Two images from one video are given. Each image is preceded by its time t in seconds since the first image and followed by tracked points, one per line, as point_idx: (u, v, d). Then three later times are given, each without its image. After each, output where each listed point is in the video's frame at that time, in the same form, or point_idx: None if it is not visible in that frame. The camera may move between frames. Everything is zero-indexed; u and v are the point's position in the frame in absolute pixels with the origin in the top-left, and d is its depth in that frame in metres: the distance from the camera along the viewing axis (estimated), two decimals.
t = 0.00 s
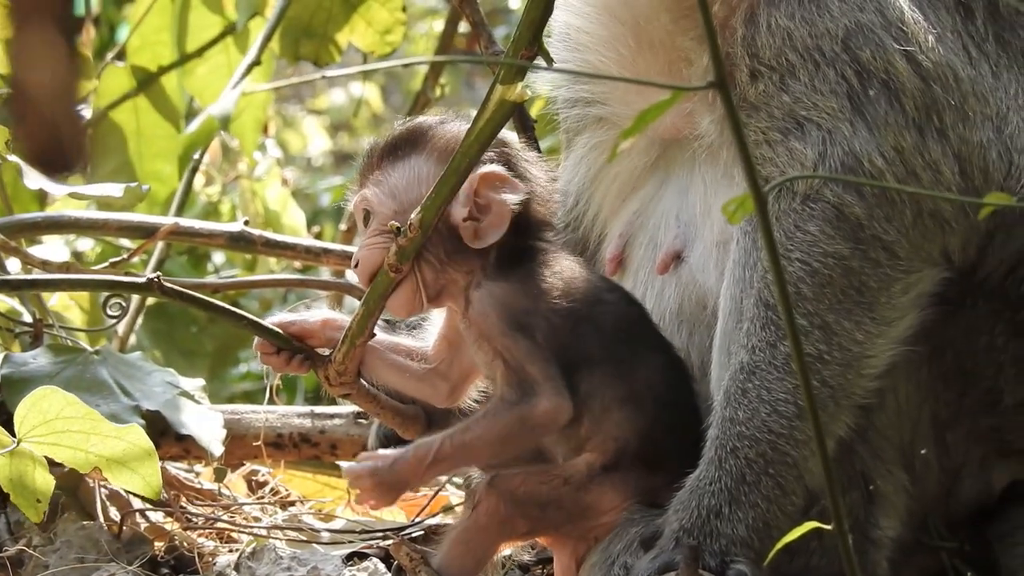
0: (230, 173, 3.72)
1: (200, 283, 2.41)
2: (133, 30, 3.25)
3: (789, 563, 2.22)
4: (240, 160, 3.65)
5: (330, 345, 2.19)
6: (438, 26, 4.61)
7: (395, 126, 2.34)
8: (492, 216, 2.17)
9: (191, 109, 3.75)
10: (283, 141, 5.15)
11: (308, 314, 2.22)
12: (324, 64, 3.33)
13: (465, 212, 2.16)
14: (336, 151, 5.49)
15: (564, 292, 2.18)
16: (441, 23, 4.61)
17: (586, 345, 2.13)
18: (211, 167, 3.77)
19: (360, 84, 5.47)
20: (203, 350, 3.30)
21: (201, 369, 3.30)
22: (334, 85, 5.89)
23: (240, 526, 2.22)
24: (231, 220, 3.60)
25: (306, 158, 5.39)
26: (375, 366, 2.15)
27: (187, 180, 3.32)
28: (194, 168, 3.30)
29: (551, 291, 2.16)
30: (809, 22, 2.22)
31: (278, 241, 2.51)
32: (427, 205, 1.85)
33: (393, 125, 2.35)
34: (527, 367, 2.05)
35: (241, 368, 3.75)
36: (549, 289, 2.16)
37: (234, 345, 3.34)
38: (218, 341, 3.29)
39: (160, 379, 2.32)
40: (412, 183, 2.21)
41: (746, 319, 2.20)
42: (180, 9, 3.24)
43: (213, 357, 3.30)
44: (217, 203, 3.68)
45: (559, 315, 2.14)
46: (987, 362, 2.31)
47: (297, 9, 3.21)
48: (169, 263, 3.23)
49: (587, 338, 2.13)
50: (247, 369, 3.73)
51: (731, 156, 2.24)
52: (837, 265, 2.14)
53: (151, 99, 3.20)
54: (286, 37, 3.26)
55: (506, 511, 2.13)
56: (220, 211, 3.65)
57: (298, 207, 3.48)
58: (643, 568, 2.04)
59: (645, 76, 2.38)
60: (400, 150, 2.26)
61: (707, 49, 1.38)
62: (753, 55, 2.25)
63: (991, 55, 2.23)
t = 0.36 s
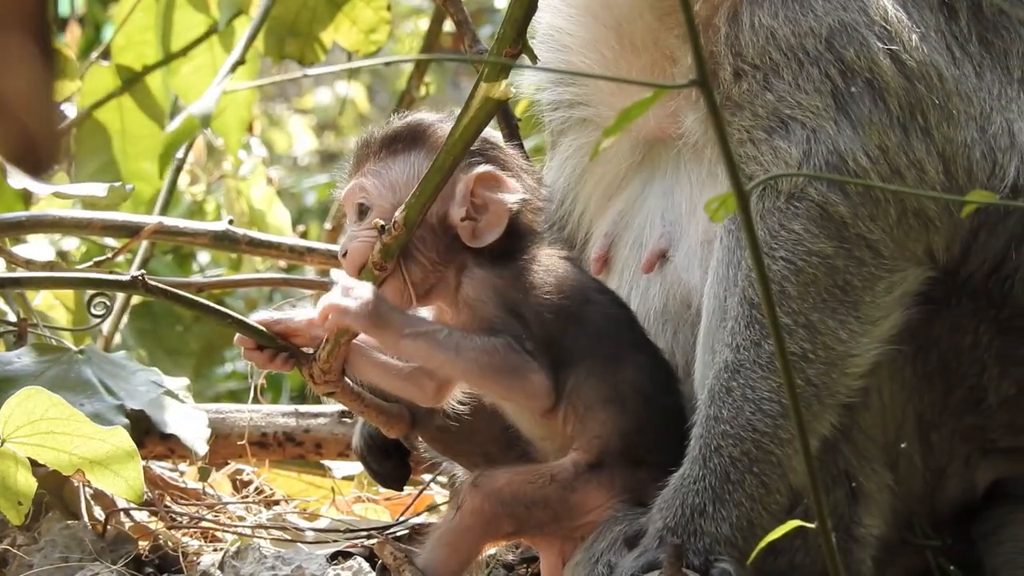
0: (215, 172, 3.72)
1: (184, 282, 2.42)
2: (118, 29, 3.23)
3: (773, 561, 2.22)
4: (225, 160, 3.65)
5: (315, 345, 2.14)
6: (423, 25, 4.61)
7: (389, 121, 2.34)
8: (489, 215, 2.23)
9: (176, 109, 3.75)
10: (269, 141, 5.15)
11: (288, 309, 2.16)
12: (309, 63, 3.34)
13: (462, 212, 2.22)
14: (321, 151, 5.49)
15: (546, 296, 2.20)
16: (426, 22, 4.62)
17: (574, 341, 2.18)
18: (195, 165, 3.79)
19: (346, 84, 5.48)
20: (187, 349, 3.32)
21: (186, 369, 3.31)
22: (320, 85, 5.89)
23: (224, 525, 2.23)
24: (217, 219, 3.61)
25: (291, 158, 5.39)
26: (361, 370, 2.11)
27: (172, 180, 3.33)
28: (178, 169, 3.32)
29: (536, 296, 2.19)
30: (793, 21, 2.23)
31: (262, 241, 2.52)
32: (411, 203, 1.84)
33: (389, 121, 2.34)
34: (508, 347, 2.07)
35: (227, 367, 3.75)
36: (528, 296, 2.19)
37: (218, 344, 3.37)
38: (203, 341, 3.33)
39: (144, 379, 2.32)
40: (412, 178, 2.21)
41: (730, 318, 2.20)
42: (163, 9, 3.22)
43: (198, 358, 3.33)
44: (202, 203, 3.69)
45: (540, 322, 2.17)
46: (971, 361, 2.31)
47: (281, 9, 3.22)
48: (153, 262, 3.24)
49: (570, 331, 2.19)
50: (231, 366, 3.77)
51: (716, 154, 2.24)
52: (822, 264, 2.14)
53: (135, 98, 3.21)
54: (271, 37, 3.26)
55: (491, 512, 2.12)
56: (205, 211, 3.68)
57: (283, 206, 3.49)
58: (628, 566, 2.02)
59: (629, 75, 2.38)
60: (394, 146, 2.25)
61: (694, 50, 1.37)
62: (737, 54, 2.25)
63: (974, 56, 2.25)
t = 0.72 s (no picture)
0: (206, 171, 3.72)
1: (177, 281, 2.40)
2: (110, 27, 3.23)
3: (765, 562, 2.22)
4: (216, 157, 3.65)
5: (310, 345, 2.18)
6: (414, 23, 4.61)
7: (370, 134, 2.33)
8: (482, 222, 2.22)
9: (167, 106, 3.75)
10: (257, 140, 5.14)
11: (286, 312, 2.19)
12: (300, 62, 3.33)
13: (456, 217, 2.20)
14: (311, 150, 5.50)
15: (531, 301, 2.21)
16: (416, 21, 4.61)
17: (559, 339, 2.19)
18: (186, 164, 3.77)
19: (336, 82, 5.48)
20: (177, 348, 3.32)
21: (176, 368, 3.31)
22: (309, 83, 5.89)
23: (215, 525, 2.23)
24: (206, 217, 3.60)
25: (281, 157, 5.39)
26: (354, 371, 2.11)
27: (164, 179, 3.29)
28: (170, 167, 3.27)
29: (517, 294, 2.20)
30: (784, 22, 2.22)
31: (254, 240, 2.51)
32: (407, 205, 1.84)
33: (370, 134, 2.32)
34: (499, 333, 2.08)
35: (217, 366, 3.75)
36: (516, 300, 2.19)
37: (210, 342, 3.38)
38: (194, 340, 3.33)
39: (135, 378, 2.31)
40: (403, 182, 2.20)
41: (722, 319, 2.20)
42: (155, 6, 3.23)
43: (188, 357, 3.33)
44: (191, 201, 3.70)
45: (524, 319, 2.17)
46: (962, 362, 2.31)
47: (272, 7, 3.22)
48: (143, 261, 3.24)
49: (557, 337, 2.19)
50: (222, 365, 3.74)
51: (709, 155, 2.25)
52: (814, 265, 2.14)
53: (126, 97, 3.20)
54: (263, 37, 3.25)
55: (481, 514, 2.12)
56: (194, 210, 3.68)
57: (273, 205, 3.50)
58: (620, 566, 2.02)
59: (620, 75, 2.38)
60: (380, 153, 2.24)
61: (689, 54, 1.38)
62: (728, 55, 2.25)
63: (966, 58, 2.25)
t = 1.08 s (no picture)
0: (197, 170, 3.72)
1: (167, 279, 2.41)
2: (99, 26, 3.20)
3: (756, 560, 2.22)
4: (207, 156, 3.66)
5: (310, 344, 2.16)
6: (405, 23, 4.61)
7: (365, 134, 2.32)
8: (478, 218, 2.20)
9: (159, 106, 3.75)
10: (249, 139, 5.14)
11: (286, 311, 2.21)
12: (290, 61, 3.33)
13: (452, 213, 2.19)
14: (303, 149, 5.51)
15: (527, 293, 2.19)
16: (407, 21, 4.61)
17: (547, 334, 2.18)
18: (178, 162, 3.80)
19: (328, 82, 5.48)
20: (168, 347, 3.32)
21: (166, 366, 3.31)
22: (301, 82, 5.89)
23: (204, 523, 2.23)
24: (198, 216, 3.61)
25: (273, 156, 5.40)
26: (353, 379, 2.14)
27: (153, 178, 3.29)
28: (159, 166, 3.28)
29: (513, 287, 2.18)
30: (773, 20, 2.22)
31: (244, 238, 2.51)
32: (396, 201, 1.84)
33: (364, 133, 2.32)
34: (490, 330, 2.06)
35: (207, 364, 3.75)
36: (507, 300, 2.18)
37: (201, 342, 3.39)
38: (183, 340, 3.33)
39: (126, 376, 2.32)
40: (399, 178, 2.19)
41: (713, 317, 2.20)
42: (145, 8, 3.22)
43: (177, 355, 3.33)
44: (183, 200, 3.70)
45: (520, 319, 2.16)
46: (954, 361, 2.30)
47: (262, 6, 3.22)
48: (134, 260, 3.24)
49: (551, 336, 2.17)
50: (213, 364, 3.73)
51: (699, 152, 2.25)
52: (805, 263, 2.14)
53: (117, 96, 3.19)
54: (254, 35, 3.25)
55: (471, 515, 2.12)
56: (185, 208, 3.68)
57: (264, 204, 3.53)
58: (611, 563, 2.02)
59: (610, 73, 2.38)
60: (375, 152, 2.23)
61: (679, 51, 1.39)
62: (717, 53, 2.25)
63: (957, 56, 2.25)
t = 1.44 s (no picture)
0: (189, 167, 3.71)
1: (160, 275, 2.42)
2: (93, 22, 3.20)
3: (750, 560, 2.21)
4: (198, 154, 3.64)
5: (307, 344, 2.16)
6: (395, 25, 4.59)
7: (361, 141, 2.32)
8: (472, 213, 2.22)
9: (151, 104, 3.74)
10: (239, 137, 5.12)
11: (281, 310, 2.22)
12: (284, 58, 3.33)
13: (446, 208, 2.21)
14: (293, 147, 5.49)
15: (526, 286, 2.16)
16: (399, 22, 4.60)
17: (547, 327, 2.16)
18: (169, 159, 3.72)
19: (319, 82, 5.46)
20: (160, 344, 3.29)
21: (159, 363, 3.28)
22: (291, 81, 5.88)
23: (198, 520, 2.22)
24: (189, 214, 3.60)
25: (263, 154, 5.38)
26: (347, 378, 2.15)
27: (147, 176, 3.23)
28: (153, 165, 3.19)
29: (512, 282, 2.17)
30: (765, 18, 2.23)
31: (239, 234, 2.50)
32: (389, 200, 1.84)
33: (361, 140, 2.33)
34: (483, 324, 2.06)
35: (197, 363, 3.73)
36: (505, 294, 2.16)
37: (194, 338, 3.35)
38: (176, 336, 3.31)
39: (120, 372, 2.30)
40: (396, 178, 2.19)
41: (708, 315, 2.20)
42: (139, 5, 3.21)
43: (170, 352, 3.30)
44: (174, 197, 3.63)
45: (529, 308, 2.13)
46: (948, 361, 2.30)
47: (258, 4, 3.20)
48: (127, 258, 3.22)
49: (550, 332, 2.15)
50: (203, 362, 3.64)
51: (694, 151, 2.25)
52: (799, 262, 2.14)
53: (110, 92, 3.14)
54: (247, 33, 3.24)
55: (469, 513, 2.10)
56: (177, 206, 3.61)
57: (256, 203, 3.57)
58: (606, 562, 2.01)
59: (602, 71, 2.38)
60: (371, 155, 2.24)
61: (676, 49, 1.45)
62: (710, 51, 2.24)
63: (952, 53, 2.27)
